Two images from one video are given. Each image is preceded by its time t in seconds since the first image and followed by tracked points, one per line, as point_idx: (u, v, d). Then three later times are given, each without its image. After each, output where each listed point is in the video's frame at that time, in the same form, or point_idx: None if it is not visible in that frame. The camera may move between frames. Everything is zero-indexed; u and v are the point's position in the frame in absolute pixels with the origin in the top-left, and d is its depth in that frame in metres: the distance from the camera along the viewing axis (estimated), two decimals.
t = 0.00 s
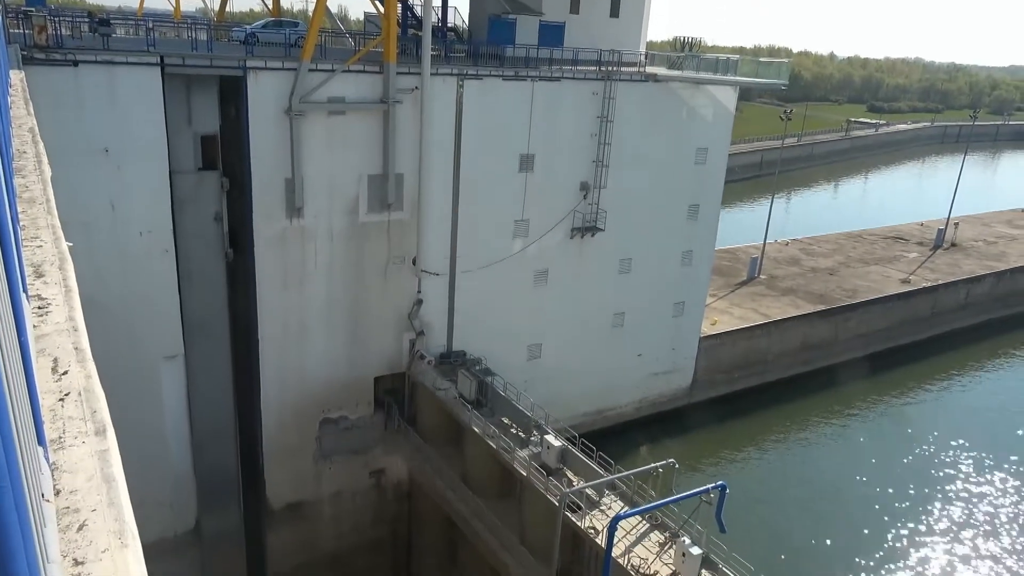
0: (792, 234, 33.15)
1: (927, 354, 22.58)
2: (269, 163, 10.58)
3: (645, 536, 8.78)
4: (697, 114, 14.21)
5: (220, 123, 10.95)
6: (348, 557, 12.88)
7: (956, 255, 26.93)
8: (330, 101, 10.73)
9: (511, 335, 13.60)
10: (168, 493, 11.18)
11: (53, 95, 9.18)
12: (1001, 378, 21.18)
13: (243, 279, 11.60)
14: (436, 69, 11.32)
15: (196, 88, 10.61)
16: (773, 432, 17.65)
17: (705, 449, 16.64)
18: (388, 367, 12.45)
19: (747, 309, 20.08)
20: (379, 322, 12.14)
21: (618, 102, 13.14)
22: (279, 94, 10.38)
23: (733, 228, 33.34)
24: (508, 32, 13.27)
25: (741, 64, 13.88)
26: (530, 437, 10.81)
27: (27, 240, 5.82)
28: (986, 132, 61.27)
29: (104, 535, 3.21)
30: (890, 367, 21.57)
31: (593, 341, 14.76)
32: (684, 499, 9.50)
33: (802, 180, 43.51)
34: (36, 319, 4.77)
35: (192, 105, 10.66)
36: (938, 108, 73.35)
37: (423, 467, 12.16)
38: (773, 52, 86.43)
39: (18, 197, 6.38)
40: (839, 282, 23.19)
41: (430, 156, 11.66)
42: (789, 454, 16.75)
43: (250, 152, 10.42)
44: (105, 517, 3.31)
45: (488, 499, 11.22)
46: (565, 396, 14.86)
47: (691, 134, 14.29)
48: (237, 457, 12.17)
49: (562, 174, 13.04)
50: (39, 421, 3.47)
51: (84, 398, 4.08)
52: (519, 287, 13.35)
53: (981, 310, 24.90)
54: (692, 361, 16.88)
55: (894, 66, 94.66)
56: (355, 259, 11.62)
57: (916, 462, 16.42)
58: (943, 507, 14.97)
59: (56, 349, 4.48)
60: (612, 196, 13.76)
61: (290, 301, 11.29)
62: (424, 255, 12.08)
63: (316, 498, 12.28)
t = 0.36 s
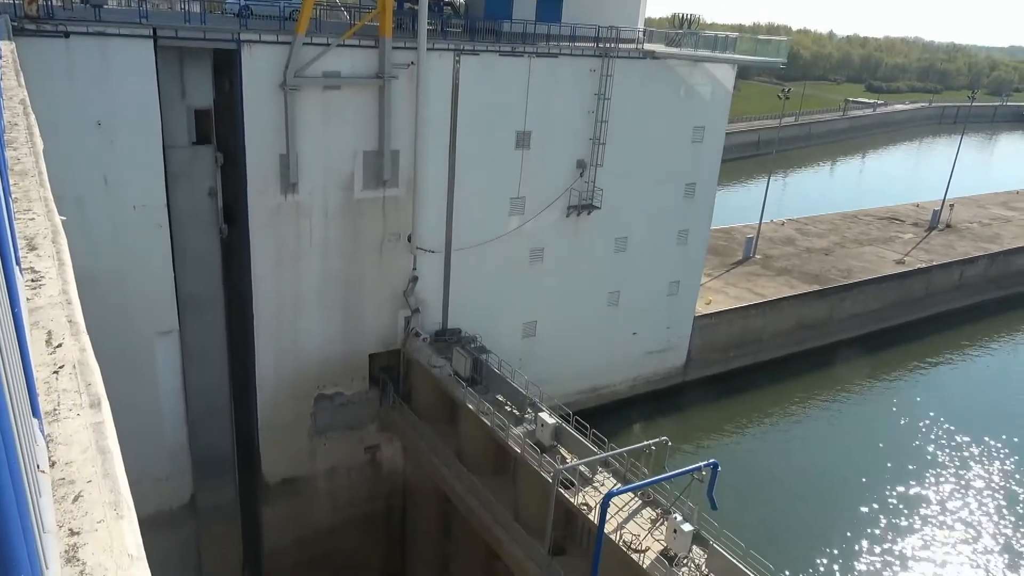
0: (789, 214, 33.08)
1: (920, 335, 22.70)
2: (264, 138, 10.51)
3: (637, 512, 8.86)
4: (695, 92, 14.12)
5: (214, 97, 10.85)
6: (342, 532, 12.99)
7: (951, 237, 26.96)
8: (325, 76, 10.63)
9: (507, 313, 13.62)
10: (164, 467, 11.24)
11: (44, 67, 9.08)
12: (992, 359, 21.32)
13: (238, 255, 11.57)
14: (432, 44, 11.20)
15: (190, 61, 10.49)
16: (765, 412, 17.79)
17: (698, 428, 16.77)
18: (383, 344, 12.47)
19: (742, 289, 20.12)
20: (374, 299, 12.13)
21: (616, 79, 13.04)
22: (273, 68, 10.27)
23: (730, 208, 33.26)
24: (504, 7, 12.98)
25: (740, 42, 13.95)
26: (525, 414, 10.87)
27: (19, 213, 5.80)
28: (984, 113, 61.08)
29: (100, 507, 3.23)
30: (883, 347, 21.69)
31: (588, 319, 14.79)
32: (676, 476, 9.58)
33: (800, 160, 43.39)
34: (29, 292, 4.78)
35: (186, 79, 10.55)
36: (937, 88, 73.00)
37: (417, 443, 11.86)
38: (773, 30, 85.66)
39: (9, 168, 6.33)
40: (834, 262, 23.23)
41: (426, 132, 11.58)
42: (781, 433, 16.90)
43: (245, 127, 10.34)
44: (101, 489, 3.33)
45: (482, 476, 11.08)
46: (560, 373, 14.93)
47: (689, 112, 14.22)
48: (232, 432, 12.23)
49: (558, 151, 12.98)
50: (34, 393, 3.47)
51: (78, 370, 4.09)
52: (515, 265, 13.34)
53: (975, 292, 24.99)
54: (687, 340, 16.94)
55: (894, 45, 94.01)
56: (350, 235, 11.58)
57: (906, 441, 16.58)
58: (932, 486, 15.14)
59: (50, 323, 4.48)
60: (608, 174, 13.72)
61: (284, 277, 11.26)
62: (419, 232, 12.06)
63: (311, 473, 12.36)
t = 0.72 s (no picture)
0: (786, 202, 33.08)
1: (913, 325, 22.80)
2: (260, 118, 10.44)
3: (629, 497, 8.92)
4: (695, 78, 14.06)
5: (211, 76, 10.76)
6: (336, 513, 13.05)
7: (947, 227, 27.02)
8: (322, 56, 10.55)
9: (502, 297, 13.62)
10: (158, 447, 11.26)
11: (38, 43, 8.98)
12: (984, 350, 21.44)
13: (233, 235, 11.54)
14: (431, 26, 11.11)
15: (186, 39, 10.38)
16: (758, 399, 17.89)
17: (691, 415, 16.88)
18: (378, 327, 12.48)
19: (737, 277, 20.15)
20: (370, 281, 12.12)
21: (615, 64, 12.97)
22: (270, 47, 10.18)
23: (727, 195, 33.25)
24: None
25: (740, 29, 13.76)
26: (519, 399, 10.90)
27: (13, 189, 5.77)
28: (982, 104, 61.00)
29: (93, 483, 3.25)
30: (876, 336, 21.79)
31: (583, 304, 14.81)
32: (669, 461, 9.64)
33: (797, 148, 43.32)
34: (24, 268, 4.76)
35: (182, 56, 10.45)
36: (936, 78, 72.82)
37: (410, 425, 11.93)
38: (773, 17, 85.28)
39: (3, 144, 6.27)
40: (829, 251, 23.26)
41: (424, 115, 11.52)
42: (774, 420, 17.00)
43: (241, 106, 10.27)
44: (94, 465, 3.34)
45: (475, 458, 11.17)
46: (555, 358, 14.97)
47: (688, 98, 14.16)
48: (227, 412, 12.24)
49: (556, 136, 12.93)
50: (27, 369, 3.47)
51: (72, 347, 4.09)
52: (511, 249, 13.32)
53: (969, 283, 25.07)
54: (681, 326, 16.98)
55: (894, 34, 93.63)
56: (346, 217, 11.54)
57: (897, 431, 16.70)
58: (922, 475, 15.27)
59: (44, 299, 4.47)
60: (606, 159, 13.69)
61: (280, 258, 11.23)
62: (416, 215, 12.03)
63: (305, 454, 12.41)
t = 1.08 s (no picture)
0: (783, 192, 33.07)
1: (908, 316, 22.86)
2: (256, 100, 10.37)
3: (623, 484, 8.95)
4: (694, 67, 14.00)
5: (207, 58, 10.69)
6: (331, 497, 13.08)
7: (943, 219, 27.06)
8: (319, 39, 10.48)
9: (498, 284, 13.61)
10: (153, 430, 11.26)
11: (33, 22, 8.90)
12: (978, 342, 21.53)
13: (228, 218, 11.50)
14: (429, 10, 11.03)
15: (182, 20, 10.30)
16: (752, 389, 17.96)
17: (685, 404, 16.95)
18: (374, 312, 12.46)
19: (734, 266, 20.18)
20: (366, 266, 12.09)
21: (614, 51, 12.91)
22: (267, 29, 10.11)
23: (725, 184, 33.22)
24: None
25: (741, 17, 13.70)
26: (514, 385, 10.90)
27: (7, 169, 5.74)
28: (981, 96, 60.93)
29: (88, 464, 3.26)
30: (871, 327, 21.84)
31: (579, 292, 14.81)
32: (662, 449, 9.67)
33: (796, 138, 43.26)
34: (18, 249, 4.74)
35: (178, 38, 10.36)
36: (935, 70, 72.66)
37: (405, 411, 11.94)
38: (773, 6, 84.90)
39: None
40: (826, 241, 23.29)
41: (421, 99, 11.47)
42: (767, 410, 17.07)
43: (238, 88, 10.21)
44: (89, 446, 3.34)
45: (470, 444, 11.20)
46: (550, 345, 14.99)
47: (687, 86, 14.11)
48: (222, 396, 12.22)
49: (554, 122, 12.88)
50: (22, 349, 3.47)
51: (67, 328, 4.09)
52: (508, 236, 13.31)
53: (964, 274, 25.13)
54: (677, 315, 17.00)
55: (894, 24, 93.32)
56: (342, 201, 11.50)
57: (890, 421, 16.78)
58: (914, 465, 15.38)
59: (38, 280, 4.47)
60: (604, 146, 13.66)
61: (276, 241, 11.20)
62: (412, 200, 11.99)
63: (300, 438, 12.43)
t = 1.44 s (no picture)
0: (782, 176, 33.00)
1: (904, 302, 22.93)
2: (253, 79, 10.30)
3: (617, 466, 9.01)
4: (694, 50, 13.91)
5: (203, 35, 10.58)
6: (327, 476, 13.15)
7: (940, 205, 27.07)
8: (317, 17, 10.40)
9: (495, 266, 13.60)
10: (149, 408, 11.29)
11: None
12: (972, 328, 21.62)
13: (225, 197, 11.47)
14: None
15: None
16: (747, 373, 18.04)
17: (680, 387, 17.05)
18: (370, 293, 12.45)
19: (730, 250, 20.18)
20: (363, 247, 12.06)
21: (614, 32, 12.81)
22: (263, 7, 10.01)
23: (724, 168, 33.14)
24: None
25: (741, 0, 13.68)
26: (510, 367, 10.93)
27: (0, 145, 5.68)
28: (981, 82, 60.71)
29: (83, 439, 3.28)
30: (866, 313, 21.91)
31: (576, 274, 14.82)
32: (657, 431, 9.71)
33: (795, 122, 43.10)
34: (12, 225, 4.73)
35: (173, 14, 10.25)
36: (936, 55, 72.34)
37: (401, 391, 11.95)
38: None
39: None
40: (823, 226, 23.29)
41: (419, 80, 11.38)
42: (761, 394, 17.16)
43: (234, 67, 10.12)
44: (84, 422, 3.37)
45: (465, 425, 11.25)
46: (546, 328, 15.03)
47: (686, 68, 14.02)
48: (218, 375, 12.24)
49: (553, 104, 12.82)
50: (17, 325, 3.48)
51: (62, 304, 4.11)
52: (505, 218, 13.27)
53: (960, 261, 25.18)
54: (673, 299, 17.02)
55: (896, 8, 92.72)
56: (339, 181, 11.45)
57: (884, 406, 16.87)
58: (906, 450, 15.49)
59: (32, 256, 4.46)
60: (602, 129, 13.60)
61: (272, 221, 11.17)
62: (410, 180, 11.94)
63: (296, 418, 12.47)
